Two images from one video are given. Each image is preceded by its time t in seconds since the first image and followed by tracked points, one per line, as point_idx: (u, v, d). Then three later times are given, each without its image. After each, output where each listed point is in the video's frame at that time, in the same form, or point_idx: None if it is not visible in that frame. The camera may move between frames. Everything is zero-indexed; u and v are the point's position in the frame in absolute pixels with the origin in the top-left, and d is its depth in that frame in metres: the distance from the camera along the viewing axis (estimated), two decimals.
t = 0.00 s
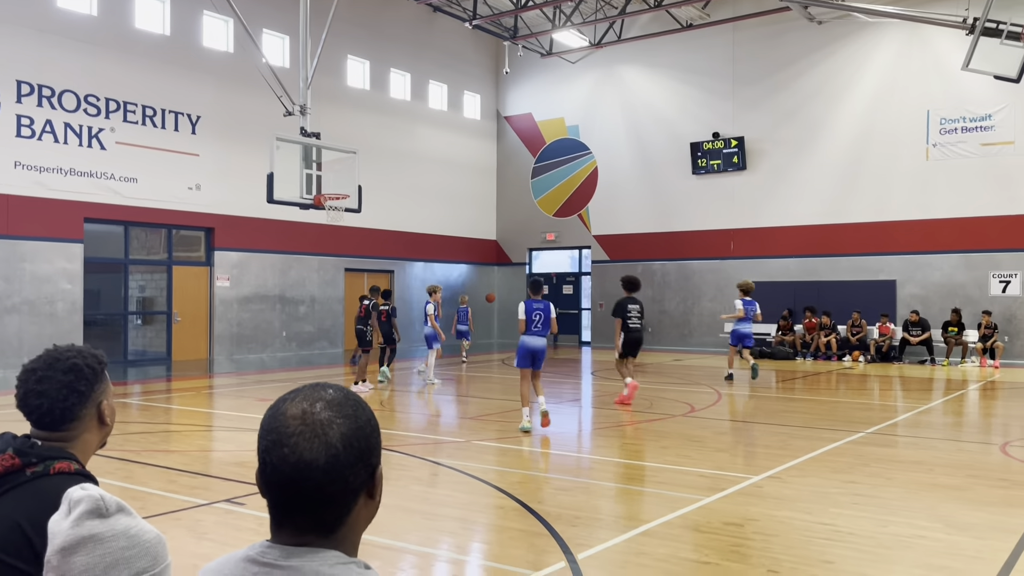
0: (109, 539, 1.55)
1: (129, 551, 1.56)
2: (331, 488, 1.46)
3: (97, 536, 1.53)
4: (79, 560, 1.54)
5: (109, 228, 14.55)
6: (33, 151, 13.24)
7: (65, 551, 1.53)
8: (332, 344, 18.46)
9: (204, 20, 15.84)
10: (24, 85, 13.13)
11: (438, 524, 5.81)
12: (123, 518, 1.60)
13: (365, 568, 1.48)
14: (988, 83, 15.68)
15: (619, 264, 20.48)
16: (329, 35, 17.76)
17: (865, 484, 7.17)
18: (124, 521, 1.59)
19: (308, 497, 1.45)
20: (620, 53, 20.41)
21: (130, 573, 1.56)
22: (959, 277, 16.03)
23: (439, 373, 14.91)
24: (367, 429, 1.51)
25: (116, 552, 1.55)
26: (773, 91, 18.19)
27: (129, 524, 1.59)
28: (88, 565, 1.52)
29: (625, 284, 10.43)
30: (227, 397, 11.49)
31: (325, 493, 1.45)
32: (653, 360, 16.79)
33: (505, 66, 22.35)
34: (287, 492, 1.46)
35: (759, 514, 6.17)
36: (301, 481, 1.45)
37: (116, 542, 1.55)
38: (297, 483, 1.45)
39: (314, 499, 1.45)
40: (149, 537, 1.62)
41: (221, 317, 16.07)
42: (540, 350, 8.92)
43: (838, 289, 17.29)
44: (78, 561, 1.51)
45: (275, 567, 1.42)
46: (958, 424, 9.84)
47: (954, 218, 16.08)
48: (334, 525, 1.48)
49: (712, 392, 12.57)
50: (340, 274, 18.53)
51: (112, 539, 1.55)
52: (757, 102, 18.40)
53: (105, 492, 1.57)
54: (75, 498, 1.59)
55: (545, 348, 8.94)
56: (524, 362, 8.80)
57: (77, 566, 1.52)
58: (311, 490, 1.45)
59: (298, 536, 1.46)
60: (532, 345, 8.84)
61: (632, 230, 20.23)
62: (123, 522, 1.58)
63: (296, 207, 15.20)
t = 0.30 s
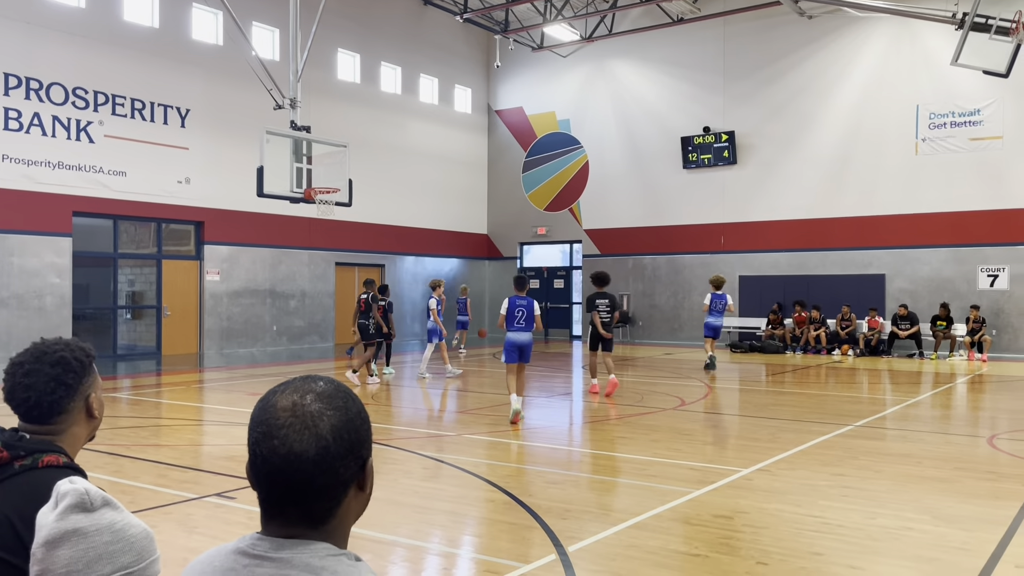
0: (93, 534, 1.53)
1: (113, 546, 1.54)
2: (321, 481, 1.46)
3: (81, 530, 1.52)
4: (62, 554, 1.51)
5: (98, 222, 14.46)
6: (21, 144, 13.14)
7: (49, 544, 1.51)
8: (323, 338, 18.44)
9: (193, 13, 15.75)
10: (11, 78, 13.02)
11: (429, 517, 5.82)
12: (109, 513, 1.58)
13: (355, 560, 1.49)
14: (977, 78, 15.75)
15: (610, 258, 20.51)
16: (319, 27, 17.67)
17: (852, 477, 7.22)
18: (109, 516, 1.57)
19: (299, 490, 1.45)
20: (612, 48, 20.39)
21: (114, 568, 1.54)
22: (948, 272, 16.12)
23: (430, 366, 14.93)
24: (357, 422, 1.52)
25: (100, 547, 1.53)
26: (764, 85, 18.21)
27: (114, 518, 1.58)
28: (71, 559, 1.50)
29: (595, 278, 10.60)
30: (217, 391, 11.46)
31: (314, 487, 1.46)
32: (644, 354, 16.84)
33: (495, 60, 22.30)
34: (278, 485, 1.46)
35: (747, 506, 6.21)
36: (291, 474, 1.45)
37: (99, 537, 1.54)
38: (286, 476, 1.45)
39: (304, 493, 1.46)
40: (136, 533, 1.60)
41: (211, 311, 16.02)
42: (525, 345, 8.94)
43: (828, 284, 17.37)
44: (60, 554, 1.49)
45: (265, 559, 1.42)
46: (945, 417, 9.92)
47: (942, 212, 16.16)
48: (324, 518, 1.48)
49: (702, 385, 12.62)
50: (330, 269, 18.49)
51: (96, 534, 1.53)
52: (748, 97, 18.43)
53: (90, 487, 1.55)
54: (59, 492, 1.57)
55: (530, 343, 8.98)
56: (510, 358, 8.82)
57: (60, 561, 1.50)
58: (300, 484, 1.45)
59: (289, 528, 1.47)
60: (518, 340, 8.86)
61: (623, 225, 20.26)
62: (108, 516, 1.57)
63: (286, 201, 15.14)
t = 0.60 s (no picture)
0: (86, 528, 1.52)
1: (107, 540, 1.54)
2: (316, 474, 1.47)
3: (75, 524, 1.51)
4: (56, 548, 1.51)
5: (90, 217, 14.40)
6: (13, 139, 13.07)
7: (43, 538, 1.50)
8: (317, 334, 18.41)
9: (187, 7, 15.69)
10: (3, 72, 12.94)
11: (424, 512, 5.83)
12: (103, 507, 1.57)
13: (350, 553, 1.48)
14: (970, 74, 15.82)
15: (604, 254, 20.53)
16: (312, 22, 17.63)
17: (844, 471, 7.26)
18: (103, 510, 1.57)
19: (293, 483, 1.46)
20: (606, 43, 20.38)
21: (107, 562, 1.54)
22: (940, 267, 16.19)
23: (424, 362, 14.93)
24: (350, 415, 1.52)
25: (93, 541, 1.52)
26: (758, 81, 18.24)
27: (108, 513, 1.57)
28: (65, 553, 1.50)
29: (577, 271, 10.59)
30: (211, 386, 11.43)
31: (309, 478, 1.46)
32: (638, 349, 16.87)
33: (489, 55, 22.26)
34: (275, 478, 1.46)
35: (740, 501, 6.24)
36: (287, 465, 1.45)
37: (93, 531, 1.53)
38: (283, 467, 1.45)
39: (299, 486, 1.46)
40: (128, 527, 1.60)
41: (204, 307, 15.96)
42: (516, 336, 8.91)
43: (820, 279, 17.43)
44: (55, 549, 1.49)
45: (260, 553, 1.42)
46: (937, 411, 9.98)
47: (934, 207, 16.23)
48: (319, 508, 1.48)
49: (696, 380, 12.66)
50: (324, 264, 18.45)
51: (89, 528, 1.53)
52: (742, 92, 18.45)
53: (85, 482, 1.53)
54: (53, 486, 1.56)
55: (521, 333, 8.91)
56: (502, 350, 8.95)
57: (54, 554, 1.50)
58: (294, 477, 1.46)
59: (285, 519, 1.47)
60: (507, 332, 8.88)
61: (617, 220, 20.27)
62: (102, 510, 1.56)
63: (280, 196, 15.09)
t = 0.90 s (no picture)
0: (53, 553, 1.48)
1: (80, 557, 1.49)
2: (340, 491, 1.41)
3: (41, 553, 1.47)
4: None
5: (126, 218, 14.72)
6: (50, 143, 13.42)
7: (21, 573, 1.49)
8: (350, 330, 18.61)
9: (216, 10, 15.93)
10: (38, 77, 13.29)
11: (449, 512, 5.83)
12: (65, 524, 1.51)
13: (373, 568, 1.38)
14: (1010, 58, 15.29)
15: (636, 247, 20.35)
16: (339, 21, 17.75)
17: (878, 468, 7.08)
18: (67, 527, 1.51)
19: (316, 497, 1.40)
20: (636, 34, 20.17)
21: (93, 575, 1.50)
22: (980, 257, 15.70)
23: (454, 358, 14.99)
24: (383, 440, 1.46)
25: (65, 562, 1.48)
26: (790, 69, 17.89)
27: (71, 528, 1.51)
28: None
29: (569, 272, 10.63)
30: (244, 385, 11.61)
31: (334, 495, 1.41)
32: (670, 344, 16.70)
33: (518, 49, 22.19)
34: (297, 488, 1.41)
35: (770, 500, 6.12)
36: (314, 476, 1.40)
37: (63, 553, 1.49)
38: (310, 476, 1.40)
39: (322, 500, 1.40)
40: (101, 534, 1.54)
41: (238, 305, 16.23)
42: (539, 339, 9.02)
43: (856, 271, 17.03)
44: None
45: (281, 561, 1.34)
46: (977, 406, 9.69)
47: (974, 195, 15.75)
48: (338, 529, 1.40)
49: (727, 376, 12.48)
50: (355, 261, 18.60)
51: (57, 553, 1.48)
52: (774, 81, 18.11)
53: (35, 510, 1.47)
54: (10, 518, 1.52)
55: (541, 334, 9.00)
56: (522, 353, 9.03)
57: None
58: (319, 491, 1.40)
59: (304, 533, 1.39)
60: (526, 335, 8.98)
61: (647, 213, 20.06)
62: (64, 530, 1.50)
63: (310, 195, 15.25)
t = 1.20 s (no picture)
0: (74, 539, 1.46)
1: (98, 544, 1.48)
2: (359, 488, 1.41)
3: (61, 538, 1.45)
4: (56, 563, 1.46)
5: (137, 212, 14.79)
6: (62, 137, 13.47)
7: (40, 559, 1.46)
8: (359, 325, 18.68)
9: (227, 5, 15.95)
10: (50, 72, 13.34)
11: (460, 506, 5.86)
12: (86, 511, 1.49)
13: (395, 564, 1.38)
14: None
15: (644, 242, 20.31)
16: (349, 16, 17.74)
17: (889, 465, 7.06)
18: (88, 513, 1.49)
19: (334, 495, 1.41)
20: (646, 29, 20.09)
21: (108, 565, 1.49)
22: (993, 253, 15.59)
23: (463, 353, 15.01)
24: (401, 433, 1.45)
25: (86, 548, 1.47)
26: (801, 64, 17.80)
27: (92, 515, 1.49)
28: (66, 567, 1.45)
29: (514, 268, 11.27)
30: (255, 379, 11.67)
31: (352, 493, 1.41)
32: (679, 339, 16.68)
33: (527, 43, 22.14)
34: (315, 486, 1.42)
35: (780, 496, 6.12)
36: (331, 473, 1.41)
37: (82, 538, 1.47)
38: (327, 474, 1.41)
39: (340, 498, 1.41)
40: (121, 522, 1.53)
41: (248, 300, 16.31)
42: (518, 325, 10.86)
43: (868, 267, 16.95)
44: (53, 566, 1.44)
45: (302, 558, 1.35)
46: (988, 402, 9.64)
47: (987, 191, 15.64)
48: (359, 525, 1.41)
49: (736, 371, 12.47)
50: (365, 256, 18.64)
51: (78, 539, 1.46)
52: (785, 76, 18.01)
53: (59, 495, 1.45)
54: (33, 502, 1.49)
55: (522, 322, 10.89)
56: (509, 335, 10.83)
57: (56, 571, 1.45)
58: (338, 489, 1.40)
59: (326, 531, 1.40)
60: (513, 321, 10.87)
61: (656, 208, 20.02)
62: (84, 516, 1.48)
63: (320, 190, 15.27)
